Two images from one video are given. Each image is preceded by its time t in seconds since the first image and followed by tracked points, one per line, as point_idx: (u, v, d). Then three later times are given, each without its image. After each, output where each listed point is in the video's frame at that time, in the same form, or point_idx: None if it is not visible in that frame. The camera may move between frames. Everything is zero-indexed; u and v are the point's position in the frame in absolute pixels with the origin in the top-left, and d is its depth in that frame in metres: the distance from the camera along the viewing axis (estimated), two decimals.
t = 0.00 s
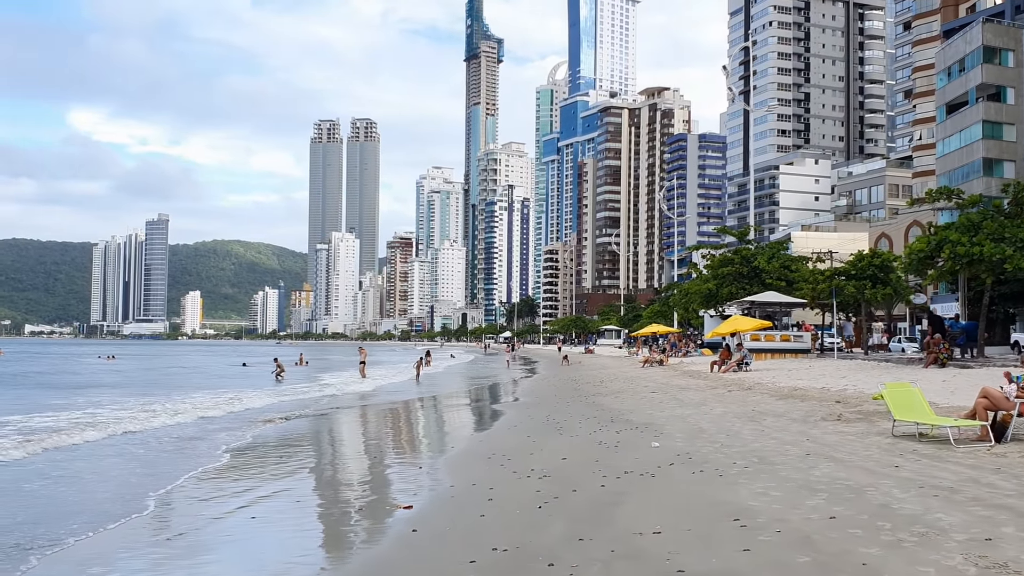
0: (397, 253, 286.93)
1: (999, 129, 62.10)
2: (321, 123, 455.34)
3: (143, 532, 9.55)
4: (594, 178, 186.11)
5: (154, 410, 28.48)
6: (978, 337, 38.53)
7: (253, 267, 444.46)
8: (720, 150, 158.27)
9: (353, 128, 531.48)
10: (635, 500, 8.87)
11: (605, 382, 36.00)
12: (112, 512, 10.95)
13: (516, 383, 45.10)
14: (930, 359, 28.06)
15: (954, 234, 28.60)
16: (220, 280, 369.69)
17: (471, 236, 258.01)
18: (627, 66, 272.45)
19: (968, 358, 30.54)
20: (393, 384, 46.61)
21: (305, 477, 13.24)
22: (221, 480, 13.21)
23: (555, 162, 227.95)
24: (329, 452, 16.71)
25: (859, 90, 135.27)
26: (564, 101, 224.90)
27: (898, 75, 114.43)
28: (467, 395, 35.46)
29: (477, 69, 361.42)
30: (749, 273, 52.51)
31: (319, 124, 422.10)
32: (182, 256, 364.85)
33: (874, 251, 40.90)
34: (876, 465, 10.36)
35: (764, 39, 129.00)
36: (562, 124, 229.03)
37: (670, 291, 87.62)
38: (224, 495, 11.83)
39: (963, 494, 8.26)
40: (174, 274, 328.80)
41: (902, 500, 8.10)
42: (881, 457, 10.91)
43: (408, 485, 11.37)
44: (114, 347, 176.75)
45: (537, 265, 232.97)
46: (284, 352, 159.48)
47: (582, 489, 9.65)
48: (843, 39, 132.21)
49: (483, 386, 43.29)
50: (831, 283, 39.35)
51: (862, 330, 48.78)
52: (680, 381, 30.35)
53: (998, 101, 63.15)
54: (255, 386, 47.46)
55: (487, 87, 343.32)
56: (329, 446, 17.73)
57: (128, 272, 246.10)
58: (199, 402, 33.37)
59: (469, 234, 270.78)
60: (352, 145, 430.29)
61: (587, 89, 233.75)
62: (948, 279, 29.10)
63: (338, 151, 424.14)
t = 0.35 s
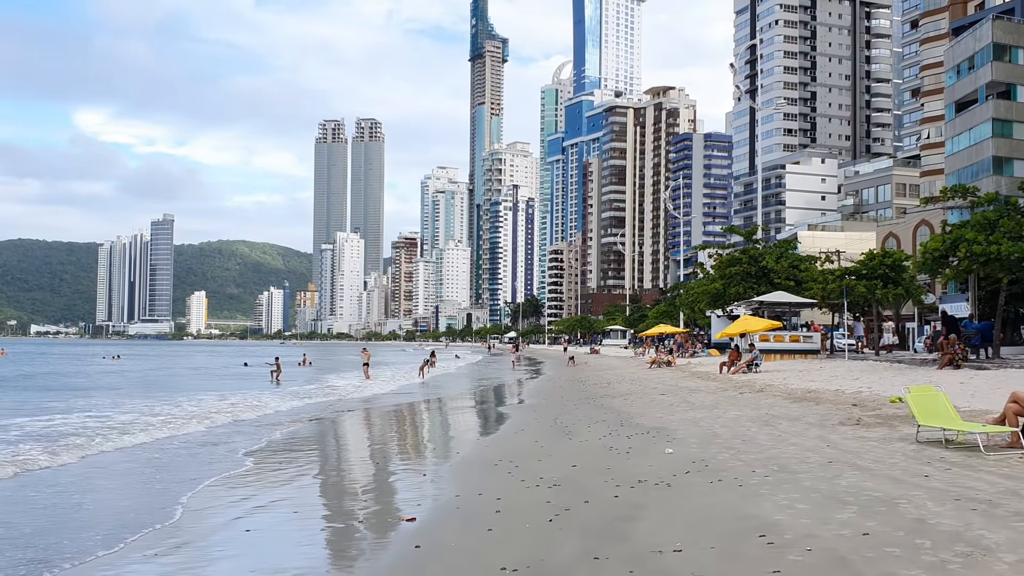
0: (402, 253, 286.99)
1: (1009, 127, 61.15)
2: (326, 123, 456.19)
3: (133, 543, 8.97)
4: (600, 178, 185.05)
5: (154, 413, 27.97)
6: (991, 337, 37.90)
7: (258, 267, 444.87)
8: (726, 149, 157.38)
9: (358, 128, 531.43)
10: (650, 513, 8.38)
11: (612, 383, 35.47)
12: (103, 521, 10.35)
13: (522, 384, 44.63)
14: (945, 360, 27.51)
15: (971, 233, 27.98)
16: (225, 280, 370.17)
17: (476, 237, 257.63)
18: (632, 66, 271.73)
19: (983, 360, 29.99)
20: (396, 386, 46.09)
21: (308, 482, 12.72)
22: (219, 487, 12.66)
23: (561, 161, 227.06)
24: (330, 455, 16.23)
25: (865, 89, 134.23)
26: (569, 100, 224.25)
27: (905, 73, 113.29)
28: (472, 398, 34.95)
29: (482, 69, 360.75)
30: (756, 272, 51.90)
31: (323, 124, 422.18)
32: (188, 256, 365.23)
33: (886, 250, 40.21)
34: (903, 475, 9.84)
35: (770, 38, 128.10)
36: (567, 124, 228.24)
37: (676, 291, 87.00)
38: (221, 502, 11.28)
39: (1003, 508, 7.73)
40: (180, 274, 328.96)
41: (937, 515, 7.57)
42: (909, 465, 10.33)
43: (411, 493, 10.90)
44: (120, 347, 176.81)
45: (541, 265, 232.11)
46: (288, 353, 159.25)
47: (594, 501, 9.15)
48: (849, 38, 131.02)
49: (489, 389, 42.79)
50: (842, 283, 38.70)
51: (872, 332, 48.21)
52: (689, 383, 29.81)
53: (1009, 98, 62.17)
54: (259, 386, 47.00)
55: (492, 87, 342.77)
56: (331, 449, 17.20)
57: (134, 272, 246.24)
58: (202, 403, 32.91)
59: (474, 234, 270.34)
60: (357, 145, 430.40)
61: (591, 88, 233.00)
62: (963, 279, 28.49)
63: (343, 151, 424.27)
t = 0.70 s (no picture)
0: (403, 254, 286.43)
1: (1015, 125, 60.44)
2: (327, 123, 455.60)
3: (120, 558, 8.45)
4: (601, 177, 184.25)
5: (152, 415, 27.48)
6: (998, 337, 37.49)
7: (260, 267, 444.36)
8: (727, 149, 156.88)
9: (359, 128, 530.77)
10: (664, 527, 7.88)
11: (616, 385, 34.99)
12: (88, 532, 9.82)
13: (523, 386, 44.17)
14: (955, 361, 26.99)
15: (981, 232, 27.48)
16: (226, 281, 369.30)
17: (477, 236, 256.95)
18: (634, 65, 271.01)
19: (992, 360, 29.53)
20: (396, 387, 45.66)
21: (303, 489, 12.24)
22: (211, 495, 12.13)
23: (562, 161, 225.98)
24: (329, 460, 15.75)
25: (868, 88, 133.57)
26: (569, 100, 223.39)
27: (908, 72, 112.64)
28: (473, 399, 34.54)
29: (483, 69, 360.00)
30: (760, 272, 51.43)
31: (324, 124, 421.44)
32: (189, 256, 364.42)
33: (892, 250, 39.76)
34: (928, 483, 9.36)
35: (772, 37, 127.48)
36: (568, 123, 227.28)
37: (678, 292, 86.48)
38: (215, 512, 10.80)
39: None
40: (181, 274, 328.33)
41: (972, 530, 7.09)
42: (932, 474, 9.87)
43: (412, 503, 10.42)
44: (121, 348, 176.59)
45: (543, 264, 231.39)
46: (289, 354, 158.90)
47: (602, 512, 8.66)
48: (851, 37, 130.33)
49: (490, 390, 42.30)
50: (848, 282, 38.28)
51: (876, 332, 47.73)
52: (694, 384, 29.33)
53: (1014, 96, 61.59)
54: (258, 388, 46.54)
55: (493, 87, 341.93)
56: (330, 453, 16.71)
57: (134, 272, 245.92)
58: (199, 406, 32.47)
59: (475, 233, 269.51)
60: (358, 144, 429.33)
61: (593, 87, 232.08)
62: (974, 279, 27.96)
63: (344, 151, 423.40)
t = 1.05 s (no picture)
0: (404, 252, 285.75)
1: (1021, 120, 59.88)
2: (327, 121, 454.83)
3: (134, 558, 8.06)
4: (602, 175, 183.50)
5: (148, 414, 26.96)
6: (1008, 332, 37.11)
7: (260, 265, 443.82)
8: (728, 147, 156.33)
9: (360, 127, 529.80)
10: (682, 529, 7.43)
11: (619, 382, 34.52)
12: (92, 532, 9.44)
13: (524, 384, 43.66)
14: (964, 358, 26.58)
15: (993, 225, 27.01)
16: (227, 279, 368.87)
17: (477, 234, 256.21)
18: (635, 63, 270.22)
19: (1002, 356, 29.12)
20: (395, 385, 45.13)
21: (301, 489, 11.75)
22: (209, 495, 11.67)
23: (563, 159, 225.05)
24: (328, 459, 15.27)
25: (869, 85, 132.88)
26: (570, 97, 222.58)
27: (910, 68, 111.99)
28: (473, 396, 34.01)
29: (484, 67, 359.13)
30: (764, 269, 50.75)
31: (325, 123, 420.61)
32: (189, 254, 363.88)
33: (900, 245, 39.27)
34: (955, 483, 8.89)
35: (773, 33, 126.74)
36: (569, 121, 226.32)
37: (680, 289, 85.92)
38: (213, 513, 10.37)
39: None
40: (181, 272, 327.86)
41: (1013, 534, 6.65)
42: (958, 473, 9.41)
43: (415, 503, 9.94)
44: (121, 346, 176.20)
45: (543, 262, 230.67)
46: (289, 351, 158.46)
47: (615, 513, 8.18)
48: (853, 33, 129.56)
49: (490, 389, 41.76)
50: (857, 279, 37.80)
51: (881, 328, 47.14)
52: (700, 381, 28.86)
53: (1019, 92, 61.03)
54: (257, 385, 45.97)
55: (493, 85, 341.03)
56: (329, 452, 16.18)
57: (135, 270, 245.47)
58: (196, 404, 31.95)
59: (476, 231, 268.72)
60: (358, 142, 428.42)
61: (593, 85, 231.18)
62: (984, 274, 27.45)
63: (344, 149, 422.50)
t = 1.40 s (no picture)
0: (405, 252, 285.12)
1: None
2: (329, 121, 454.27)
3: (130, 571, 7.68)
4: (604, 175, 182.69)
5: (146, 415, 26.54)
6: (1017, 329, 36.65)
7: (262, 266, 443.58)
8: (730, 147, 155.80)
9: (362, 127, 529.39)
10: (703, 542, 6.99)
11: (623, 383, 34.04)
12: (86, 542, 9.02)
13: (526, 385, 43.18)
14: (976, 359, 26.11)
15: (1004, 224, 26.50)
16: (228, 279, 368.54)
17: (479, 234, 255.34)
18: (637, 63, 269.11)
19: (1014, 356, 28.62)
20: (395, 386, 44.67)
21: (299, 496, 11.31)
22: (209, 501, 11.26)
23: (565, 159, 224.00)
24: (327, 463, 14.81)
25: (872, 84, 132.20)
26: (571, 97, 221.66)
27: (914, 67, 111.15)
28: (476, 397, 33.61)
29: (485, 67, 358.25)
30: (769, 269, 50.16)
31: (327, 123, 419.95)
32: (192, 255, 363.85)
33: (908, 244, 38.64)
34: (985, 492, 8.40)
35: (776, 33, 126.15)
36: (571, 121, 225.42)
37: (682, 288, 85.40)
38: (208, 521, 9.96)
39: None
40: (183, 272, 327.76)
41: None
42: (986, 481, 8.93)
43: (418, 512, 9.50)
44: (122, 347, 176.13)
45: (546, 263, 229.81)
46: (291, 351, 158.21)
47: (628, 524, 7.72)
48: (856, 32, 128.68)
49: (492, 390, 41.28)
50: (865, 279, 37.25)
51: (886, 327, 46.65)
52: (705, 382, 28.40)
53: None
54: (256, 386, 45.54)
55: (495, 85, 340.15)
56: (329, 456, 15.73)
57: (137, 271, 245.36)
58: (194, 405, 31.58)
59: (478, 231, 267.82)
60: (360, 142, 427.75)
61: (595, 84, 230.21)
62: (996, 273, 26.94)
63: (346, 150, 421.80)
